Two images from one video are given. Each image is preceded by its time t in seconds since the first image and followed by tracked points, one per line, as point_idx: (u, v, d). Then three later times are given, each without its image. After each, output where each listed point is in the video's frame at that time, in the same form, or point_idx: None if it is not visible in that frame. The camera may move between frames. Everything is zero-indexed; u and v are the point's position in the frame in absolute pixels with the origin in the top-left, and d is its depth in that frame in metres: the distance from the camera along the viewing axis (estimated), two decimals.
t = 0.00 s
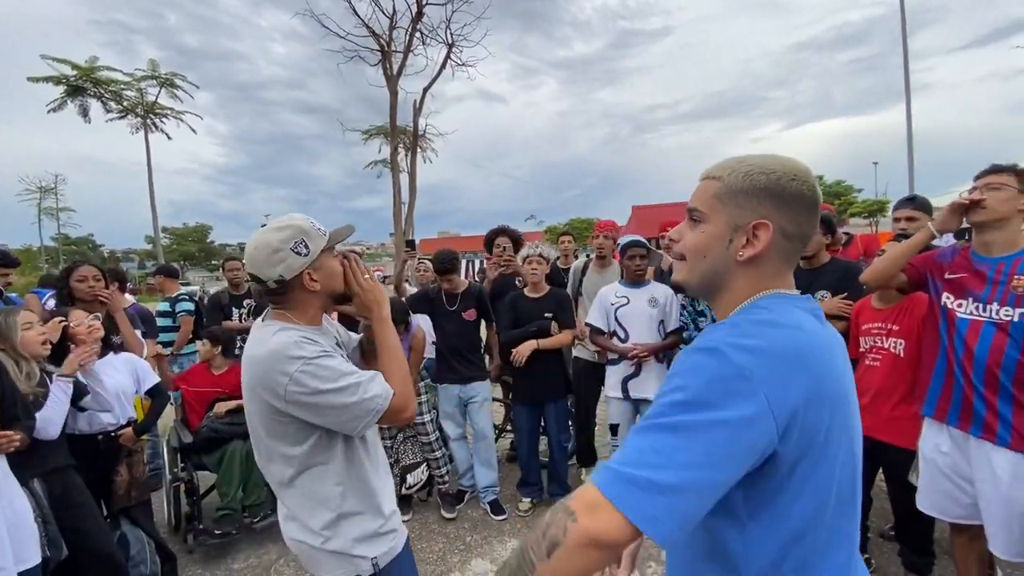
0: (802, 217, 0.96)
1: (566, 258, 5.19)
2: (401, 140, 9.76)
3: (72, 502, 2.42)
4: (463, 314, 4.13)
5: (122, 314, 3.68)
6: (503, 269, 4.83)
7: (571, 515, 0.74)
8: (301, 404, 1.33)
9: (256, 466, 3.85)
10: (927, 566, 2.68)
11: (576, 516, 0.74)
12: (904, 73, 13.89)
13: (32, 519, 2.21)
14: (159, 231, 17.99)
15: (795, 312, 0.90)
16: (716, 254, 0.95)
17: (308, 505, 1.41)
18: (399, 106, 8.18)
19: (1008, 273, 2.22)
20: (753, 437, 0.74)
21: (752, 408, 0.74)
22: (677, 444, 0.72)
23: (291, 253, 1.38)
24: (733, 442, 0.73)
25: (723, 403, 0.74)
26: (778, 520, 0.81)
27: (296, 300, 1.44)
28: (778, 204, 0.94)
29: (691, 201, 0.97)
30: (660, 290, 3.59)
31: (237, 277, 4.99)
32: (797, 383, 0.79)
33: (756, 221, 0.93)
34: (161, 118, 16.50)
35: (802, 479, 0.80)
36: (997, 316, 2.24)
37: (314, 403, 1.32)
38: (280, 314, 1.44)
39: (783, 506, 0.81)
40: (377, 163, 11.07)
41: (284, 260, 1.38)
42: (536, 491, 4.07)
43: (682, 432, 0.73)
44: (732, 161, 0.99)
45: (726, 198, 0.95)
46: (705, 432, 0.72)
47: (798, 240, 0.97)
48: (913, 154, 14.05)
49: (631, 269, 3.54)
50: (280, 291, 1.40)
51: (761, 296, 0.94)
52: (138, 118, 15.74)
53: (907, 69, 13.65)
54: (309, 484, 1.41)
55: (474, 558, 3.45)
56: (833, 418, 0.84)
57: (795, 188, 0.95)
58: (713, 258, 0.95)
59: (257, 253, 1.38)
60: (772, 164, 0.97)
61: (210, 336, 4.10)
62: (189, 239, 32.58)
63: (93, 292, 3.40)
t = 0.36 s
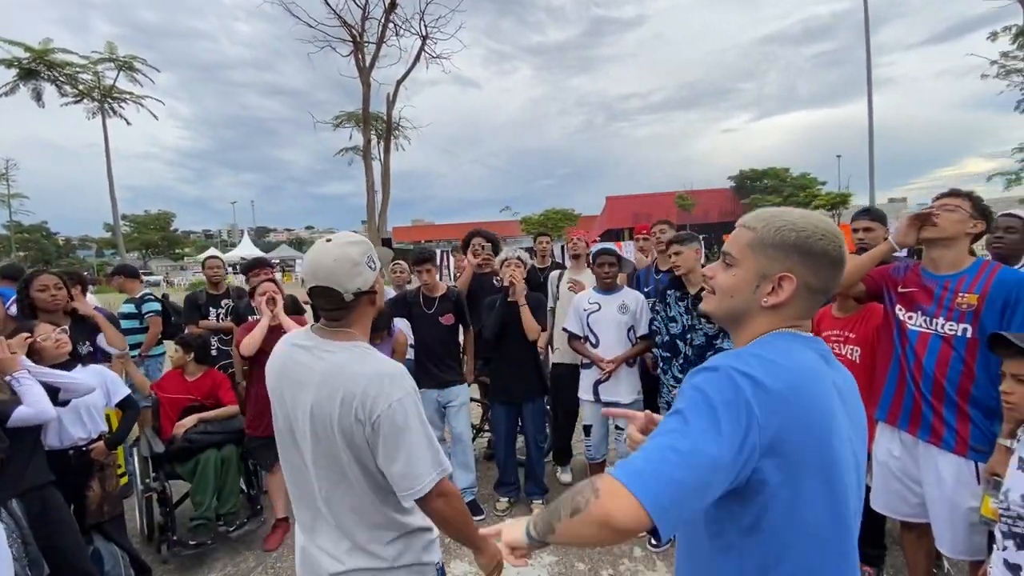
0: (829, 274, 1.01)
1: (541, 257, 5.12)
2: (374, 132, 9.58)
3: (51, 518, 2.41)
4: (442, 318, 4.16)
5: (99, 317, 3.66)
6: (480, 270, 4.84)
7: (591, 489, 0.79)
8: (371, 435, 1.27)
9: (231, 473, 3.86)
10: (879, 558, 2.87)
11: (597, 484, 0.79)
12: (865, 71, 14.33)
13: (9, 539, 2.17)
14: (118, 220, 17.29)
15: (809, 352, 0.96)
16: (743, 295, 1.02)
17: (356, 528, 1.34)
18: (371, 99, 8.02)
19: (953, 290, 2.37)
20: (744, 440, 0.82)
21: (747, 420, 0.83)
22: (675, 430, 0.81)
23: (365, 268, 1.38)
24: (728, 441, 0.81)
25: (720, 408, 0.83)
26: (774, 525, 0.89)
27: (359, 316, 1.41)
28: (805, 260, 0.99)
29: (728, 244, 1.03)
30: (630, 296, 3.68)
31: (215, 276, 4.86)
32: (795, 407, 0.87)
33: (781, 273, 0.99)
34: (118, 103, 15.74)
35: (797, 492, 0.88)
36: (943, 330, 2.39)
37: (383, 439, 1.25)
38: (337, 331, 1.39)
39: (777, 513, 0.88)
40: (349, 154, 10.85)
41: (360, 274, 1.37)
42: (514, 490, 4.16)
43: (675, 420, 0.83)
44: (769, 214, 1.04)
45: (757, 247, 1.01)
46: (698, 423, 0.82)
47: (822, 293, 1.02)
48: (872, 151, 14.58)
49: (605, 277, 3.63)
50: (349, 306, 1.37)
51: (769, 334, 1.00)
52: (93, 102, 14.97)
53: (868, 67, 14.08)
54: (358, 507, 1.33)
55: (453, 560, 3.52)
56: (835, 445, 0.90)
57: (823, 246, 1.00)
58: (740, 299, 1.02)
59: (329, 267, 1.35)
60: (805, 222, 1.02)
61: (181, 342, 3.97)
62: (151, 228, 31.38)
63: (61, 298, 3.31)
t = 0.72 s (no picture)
0: (838, 306, 1.06)
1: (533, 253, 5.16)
2: (358, 123, 9.47)
3: (53, 523, 2.43)
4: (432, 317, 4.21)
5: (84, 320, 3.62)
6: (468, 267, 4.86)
7: (624, 423, 0.87)
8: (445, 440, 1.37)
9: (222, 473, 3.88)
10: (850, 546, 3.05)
11: (629, 415, 0.88)
12: (844, 64, 14.55)
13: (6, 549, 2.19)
14: (91, 210, 16.78)
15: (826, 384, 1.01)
16: (757, 324, 1.06)
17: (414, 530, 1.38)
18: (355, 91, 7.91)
19: (922, 298, 2.51)
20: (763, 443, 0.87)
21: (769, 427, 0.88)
22: (703, 418, 0.86)
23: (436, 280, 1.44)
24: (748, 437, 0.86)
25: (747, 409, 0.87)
26: (766, 523, 0.93)
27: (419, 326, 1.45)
28: (816, 292, 1.04)
29: (741, 273, 1.08)
30: (615, 299, 3.77)
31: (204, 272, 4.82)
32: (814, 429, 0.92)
33: (794, 304, 1.04)
34: (89, 88, 15.24)
35: (794, 501, 0.93)
36: (910, 335, 2.54)
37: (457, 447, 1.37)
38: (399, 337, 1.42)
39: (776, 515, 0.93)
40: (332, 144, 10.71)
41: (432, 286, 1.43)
42: (503, 486, 4.25)
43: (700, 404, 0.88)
44: (781, 248, 1.08)
45: (770, 279, 1.05)
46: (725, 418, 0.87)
47: (831, 324, 1.07)
48: (849, 143, 14.87)
49: (591, 279, 3.71)
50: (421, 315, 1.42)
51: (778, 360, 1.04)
52: (64, 87, 14.49)
53: (846, 60, 14.29)
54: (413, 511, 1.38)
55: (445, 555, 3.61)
56: (835, 469, 0.95)
57: (832, 280, 1.05)
58: (753, 327, 1.06)
59: (406, 276, 1.38)
60: (817, 256, 1.06)
61: (167, 342, 3.93)
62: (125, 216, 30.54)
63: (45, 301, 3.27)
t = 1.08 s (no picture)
0: (872, 304, 1.08)
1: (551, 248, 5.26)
2: (366, 115, 9.44)
3: (80, 515, 2.49)
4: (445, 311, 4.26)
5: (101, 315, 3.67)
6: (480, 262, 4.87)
7: (694, 369, 0.88)
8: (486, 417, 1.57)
9: (240, 464, 3.95)
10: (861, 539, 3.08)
11: (699, 365, 0.89)
12: (853, 55, 14.39)
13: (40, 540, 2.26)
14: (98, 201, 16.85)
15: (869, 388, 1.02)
16: (791, 323, 1.09)
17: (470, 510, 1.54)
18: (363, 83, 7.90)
19: (938, 295, 2.52)
20: (818, 433, 0.89)
21: (825, 423, 0.90)
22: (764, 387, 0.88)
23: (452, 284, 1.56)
24: (805, 430, 0.89)
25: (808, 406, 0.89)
26: (802, 515, 0.95)
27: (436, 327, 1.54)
28: (849, 291, 1.06)
29: (774, 275, 1.11)
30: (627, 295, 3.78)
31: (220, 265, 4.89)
32: (856, 423, 0.95)
33: (829, 303, 1.07)
34: (95, 80, 15.23)
35: (833, 501, 0.94)
36: (925, 331, 2.56)
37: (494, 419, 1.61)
38: (420, 336, 1.49)
39: (824, 512, 0.95)
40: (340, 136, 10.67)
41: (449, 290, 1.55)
42: (514, 478, 4.30)
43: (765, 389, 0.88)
44: (814, 248, 1.11)
45: (803, 280, 1.08)
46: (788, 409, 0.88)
47: (866, 321, 1.09)
48: (859, 135, 14.72)
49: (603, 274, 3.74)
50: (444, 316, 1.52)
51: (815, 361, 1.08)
52: (70, 79, 14.48)
53: (855, 51, 14.17)
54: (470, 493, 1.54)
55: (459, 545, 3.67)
56: (872, 477, 0.97)
57: (866, 279, 1.07)
58: (787, 326, 1.09)
59: (435, 275, 1.48)
60: (848, 256, 1.08)
61: (184, 335, 3.97)
62: (130, 208, 30.61)
63: (66, 296, 3.33)
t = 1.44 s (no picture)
0: (940, 298, 1.04)
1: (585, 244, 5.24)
2: (395, 114, 9.55)
3: (124, 499, 2.59)
4: (474, 307, 4.29)
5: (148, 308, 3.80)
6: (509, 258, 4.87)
7: (741, 300, 0.85)
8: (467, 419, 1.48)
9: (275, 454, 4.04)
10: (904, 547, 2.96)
11: (745, 297, 0.85)
12: (894, 46, 13.83)
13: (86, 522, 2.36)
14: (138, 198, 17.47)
15: (941, 380, 0.97)
16: (858, 323, 1.05)
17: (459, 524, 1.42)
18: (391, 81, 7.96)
19: (991, 295, 2.41)
20: (885, 417, 0.86)
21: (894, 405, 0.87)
22: (836, 361, 0.84)
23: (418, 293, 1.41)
24: (873, 413, 0.86)
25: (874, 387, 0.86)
26: (861, 502, 0.91)
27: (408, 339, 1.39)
28: (916, 286, 1.02)
29: (834, 274, 1.07)
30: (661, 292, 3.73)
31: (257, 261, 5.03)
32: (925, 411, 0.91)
33: (896, 301, 1.03)
34: (136, 82, 15.79)
35: (896, 492, 0.91)
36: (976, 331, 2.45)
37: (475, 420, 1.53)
38: (392, 350, 1.33)
39: (888, 502, 0.91)
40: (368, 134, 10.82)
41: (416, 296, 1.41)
42: (542, 474, 4.29)
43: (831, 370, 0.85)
44: (873, 243, 1.06)
45: (865, 278, 1.03)
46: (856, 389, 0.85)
47: (935, 316, 1.05)
48: (899, 129, 14.15)
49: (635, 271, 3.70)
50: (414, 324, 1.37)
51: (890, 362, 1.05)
52: (112, 81, 15.05)
53: (896, 40, 13.59)
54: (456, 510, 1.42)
55: (486, 540, 3.68)
56: (939, 475, 0.93)
57: (933, 272, 1.02)
58: (853, 327, 1.06)
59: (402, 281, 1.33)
60: (912, 250, 1.03)
61: (221, 328, 4.09)
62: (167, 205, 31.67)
63: (115, 289, 3.46)
